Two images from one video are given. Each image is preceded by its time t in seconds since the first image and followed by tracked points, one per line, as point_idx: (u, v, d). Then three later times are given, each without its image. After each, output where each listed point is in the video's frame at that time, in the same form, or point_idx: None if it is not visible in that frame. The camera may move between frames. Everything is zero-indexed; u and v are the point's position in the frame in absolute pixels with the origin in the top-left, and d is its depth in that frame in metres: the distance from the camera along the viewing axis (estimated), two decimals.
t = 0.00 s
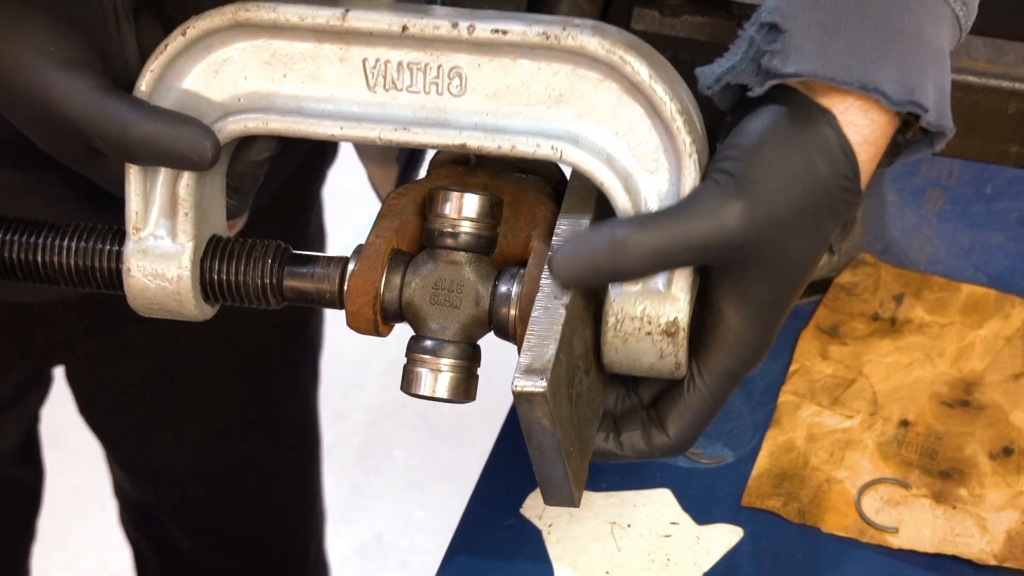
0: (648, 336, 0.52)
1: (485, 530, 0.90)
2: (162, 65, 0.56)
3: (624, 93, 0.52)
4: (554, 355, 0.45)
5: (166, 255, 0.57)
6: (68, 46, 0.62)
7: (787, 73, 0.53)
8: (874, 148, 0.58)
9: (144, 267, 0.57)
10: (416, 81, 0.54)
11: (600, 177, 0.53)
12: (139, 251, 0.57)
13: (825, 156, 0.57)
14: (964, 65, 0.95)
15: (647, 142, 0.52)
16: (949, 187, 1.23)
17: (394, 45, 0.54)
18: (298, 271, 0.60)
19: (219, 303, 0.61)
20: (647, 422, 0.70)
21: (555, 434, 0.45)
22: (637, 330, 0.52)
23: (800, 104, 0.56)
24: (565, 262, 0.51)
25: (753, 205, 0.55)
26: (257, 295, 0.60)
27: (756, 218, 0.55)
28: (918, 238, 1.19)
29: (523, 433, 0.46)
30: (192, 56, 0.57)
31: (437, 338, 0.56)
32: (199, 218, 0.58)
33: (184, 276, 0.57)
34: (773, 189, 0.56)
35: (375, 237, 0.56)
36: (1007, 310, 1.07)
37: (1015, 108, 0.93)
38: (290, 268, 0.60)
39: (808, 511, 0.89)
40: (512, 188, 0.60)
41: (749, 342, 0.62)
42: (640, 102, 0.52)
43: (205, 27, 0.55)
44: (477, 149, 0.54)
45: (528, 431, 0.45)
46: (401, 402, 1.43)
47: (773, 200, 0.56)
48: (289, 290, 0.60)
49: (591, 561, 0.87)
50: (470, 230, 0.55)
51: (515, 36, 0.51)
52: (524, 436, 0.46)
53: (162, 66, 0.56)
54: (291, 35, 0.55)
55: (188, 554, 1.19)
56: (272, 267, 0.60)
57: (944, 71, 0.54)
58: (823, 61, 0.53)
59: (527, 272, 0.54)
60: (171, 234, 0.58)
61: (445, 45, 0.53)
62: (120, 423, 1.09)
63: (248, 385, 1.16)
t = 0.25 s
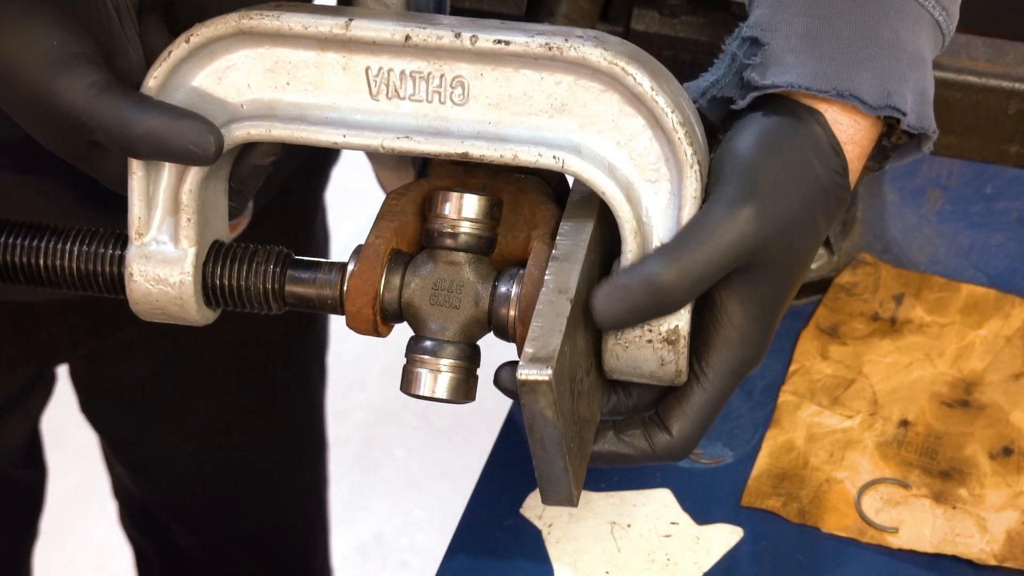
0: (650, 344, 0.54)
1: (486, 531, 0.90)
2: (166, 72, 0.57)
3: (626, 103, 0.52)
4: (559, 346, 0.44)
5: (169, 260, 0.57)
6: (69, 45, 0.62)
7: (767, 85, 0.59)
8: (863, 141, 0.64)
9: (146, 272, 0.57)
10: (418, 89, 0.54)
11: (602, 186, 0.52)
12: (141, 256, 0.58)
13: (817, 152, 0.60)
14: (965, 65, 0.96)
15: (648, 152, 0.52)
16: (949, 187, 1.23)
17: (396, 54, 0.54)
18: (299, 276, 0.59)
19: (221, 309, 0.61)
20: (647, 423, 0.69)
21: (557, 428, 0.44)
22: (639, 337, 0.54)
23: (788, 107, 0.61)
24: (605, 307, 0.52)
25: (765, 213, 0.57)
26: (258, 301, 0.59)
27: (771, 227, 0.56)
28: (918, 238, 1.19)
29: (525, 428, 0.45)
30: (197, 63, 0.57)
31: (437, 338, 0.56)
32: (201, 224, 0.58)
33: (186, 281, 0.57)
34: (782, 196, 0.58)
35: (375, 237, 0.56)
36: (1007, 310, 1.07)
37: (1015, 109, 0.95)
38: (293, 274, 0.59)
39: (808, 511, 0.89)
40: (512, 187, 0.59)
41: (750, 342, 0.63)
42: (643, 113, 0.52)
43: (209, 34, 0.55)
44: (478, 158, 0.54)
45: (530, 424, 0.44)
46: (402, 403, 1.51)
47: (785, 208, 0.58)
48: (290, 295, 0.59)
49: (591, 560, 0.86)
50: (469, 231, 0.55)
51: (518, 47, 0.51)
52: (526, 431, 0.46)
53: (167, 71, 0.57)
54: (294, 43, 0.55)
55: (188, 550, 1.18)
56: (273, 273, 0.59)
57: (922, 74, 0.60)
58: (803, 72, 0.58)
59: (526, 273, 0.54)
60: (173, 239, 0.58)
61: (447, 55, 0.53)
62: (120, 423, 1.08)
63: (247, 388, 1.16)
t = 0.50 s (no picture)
0: (661, 325, 0.56)
1: (485, 531, 0.90)
2: (168, 66, 0.56)
3: (631, 88, 0.53)
4: (593, 305, 0.49)
5: (176, 254, 0.58)
6: (70, 45, 0.62)
7: (749, 83, 0.70)
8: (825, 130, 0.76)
9: (153, 266, 0.58)
10: (423, 79, 0.54)
11: (610, 171, 0.54)
12: (148, 251, 0.58)
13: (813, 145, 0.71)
14: (965, 65, 0.96)
15: (654, 136, 0.54)
16: (949, 187, 1.23)
17: (400, 45, 0.54)
18: (307, 265, 0.60)
19: (229, 299, 0.62)
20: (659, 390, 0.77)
21: (590, 386, 0.50)
22: (650, 318, 0.56)
23: (772, 105, 0.72)
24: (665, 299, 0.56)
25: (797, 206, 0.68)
26: (267, 290, 0.60)
27: (808, 214, 0.68)
28: (918, 238, 1.18)
29: (559, 386, 0.50)
30: (197, 57, 0.56)
31: (437, 338, 0.56)
32: (206, 218, 0.59)
33: (195, 275, 0.58)
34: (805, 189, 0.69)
35: (375, 237, 0.56)
36: (1007, 310, 1.07)
37: (1016, 109, 0.96)
38: (300, 264, 0.60)
39: (808, 511, 0.89)
40: (512, 190, 0.60)
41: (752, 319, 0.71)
42: (648, 98, 0.53)
43: (209, 29, 0.54)
44: (486, 146, 0.55)
45: (565, 381, 0.50)
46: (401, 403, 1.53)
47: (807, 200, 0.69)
48: (299, 284, 0.60)
49: (591, 561, 0.86)
50: (470, 231, 0.55)
51: (525, 36, 0.51)
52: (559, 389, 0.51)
53: (168, 66, 0.56)
54: (297, 35, 0.55)
55: (183, 558, 1.19)
56: (281, 262, 0.60)
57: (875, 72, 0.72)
58: (784, 73, 0.69)
59: (526, 272, 0.54)
60: (179, 233, 0.58)
61: (452, 45, 0.53)
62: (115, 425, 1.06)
63: (241, 394, 1.14)
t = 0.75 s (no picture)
0: (645, 351, 0.53)
1: (484, 530, 0.89)
2: (159, 65, 0.56)
3: (624, 103, 0.51)
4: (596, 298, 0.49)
5: (161, 256, 0.57)
6: (68, 46, 0.62)
7: (715, 70, 0.68)
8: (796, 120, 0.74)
9: (139, 267, 0.57)
10: (413, 86, 0.53)
11: (597, 187, 0.52)
12: (134, 250, 0.57)
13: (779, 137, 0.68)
14: (964, 66, 0.97)
15: (646, 153, 0.51)
16: (949, 187, 1.25)
17: (391, 50, 0.53)
18: (295, 274, 0.59)
19: (215, 305, 0.61)
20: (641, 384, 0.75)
21: (574, 378, 0.48)
22: (635, 344, 0.52)
23: (740, 94, 0.69)
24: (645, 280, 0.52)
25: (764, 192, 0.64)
26: (253, 297, 0.60)
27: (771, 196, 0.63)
28: (918, 238, 1.18)
29: (540, 372, 0.48)
30: (191, 55, 0.56)
31: (437, 338, 0.56)
32: (195, 221, 0.58)
33: (179, 278, 0.57)
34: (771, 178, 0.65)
35: (375, 238, 0.56)
36: (1007, 310, 1.07)
37: (1016, 109, 0.95)
38: (288, 270, 0.59)
39: (808, 511, 0.89)
40: (512, 191, 0.60)
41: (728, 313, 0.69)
42: (642, 113, 0.51)
43: (201, 28, 0.53)
44: (473, 157, 0.53)
45: (549, 369, 0.48)
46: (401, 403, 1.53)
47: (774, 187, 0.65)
48: (285, 293, 0.59)
49: (591, 561, 0.85)
50: (469, 231, 0.55)
51: (514, 44, 0.49)
52: (539, 378, 0.49)
53: (159, 65, 0.56)
54: (289, 38, 0.54)
55: (183, 548, 1.21)
56: (269, 270, 0.59)
57: (843, 59, 0.71)
58: (750, 58, 0.68)
59: (526, 272, 0.54)
60: (167, 235, 0.58)
61: (442, 52, 0.52)
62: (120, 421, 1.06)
63: (239, 392, 1.15)
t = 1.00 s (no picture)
0: (648, 341, 0.52)
1: (485, 531, 0.89)
2: (173, 62, 0.56)
3: (629, 102, 0.52)
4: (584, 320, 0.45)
5: (169, 254, 0.57)
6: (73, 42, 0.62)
7: (749, 63, 0.64)
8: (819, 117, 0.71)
9: (146, 265, 0.57)
10: (422, 85, 0.53)
11: (603, 184, 0.51)
12: (141, 248, 0.57)
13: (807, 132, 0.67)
14: (964, 66, 0.97)
15: (651, 151, 0.52)
16: (948, 187, 1.25)
17: (401, 50, 0.53)
18: (300, 273, 0.59)
19: (219, 305, 0.61)
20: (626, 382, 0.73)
21: (573, 402, 0.44)
22: (638, 335, 0.52)
23: (762, 87, 0.67)
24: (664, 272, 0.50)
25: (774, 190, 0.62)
26: (258, 297, 0.59)
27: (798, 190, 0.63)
28: (918, 238, 1.19)
29: (539, 399, 0.44)
30: (203, 56, 0.56)
31: (437, 338, 0.56)
32: (203, 220, 0.58)
33: (185, 274, 0.57)
34: (778, 175, 0.63)
35: (375, 237, 0.56)
36: (1007, 310, 1.07)
37: (1016, 109, 0.95)
38: (293, 270, 0.59)
39: (808, 511, 0.89)
40: (511, 189, 0.59)
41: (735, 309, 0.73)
42: (647, 112, 0.51)
43: (215, 27, 0.54)
44: (481, 154, 0.53)
45: (547, 395, 0.44)
46: (401, 403, 1.53)
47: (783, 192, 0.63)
48: (290, 293, 0.59)
49: (590, 561, 0.85)
50: (469, 231, 0.55)
51: (522, 42, 0.50)
52: (539, 404, 0.44)
53: (172, 63, 0.56)
54: (301, 37, 0.54)
55: (186, 544, 1.22)
56: (273, 269, 0.59)
57: (868, 52, 0.68)
58: (782, 51, 0.64)
59: (526, 273, 0.54)
60: (174, 232, 0.57)
61: (451, 51, 0.52)
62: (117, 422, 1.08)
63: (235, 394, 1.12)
